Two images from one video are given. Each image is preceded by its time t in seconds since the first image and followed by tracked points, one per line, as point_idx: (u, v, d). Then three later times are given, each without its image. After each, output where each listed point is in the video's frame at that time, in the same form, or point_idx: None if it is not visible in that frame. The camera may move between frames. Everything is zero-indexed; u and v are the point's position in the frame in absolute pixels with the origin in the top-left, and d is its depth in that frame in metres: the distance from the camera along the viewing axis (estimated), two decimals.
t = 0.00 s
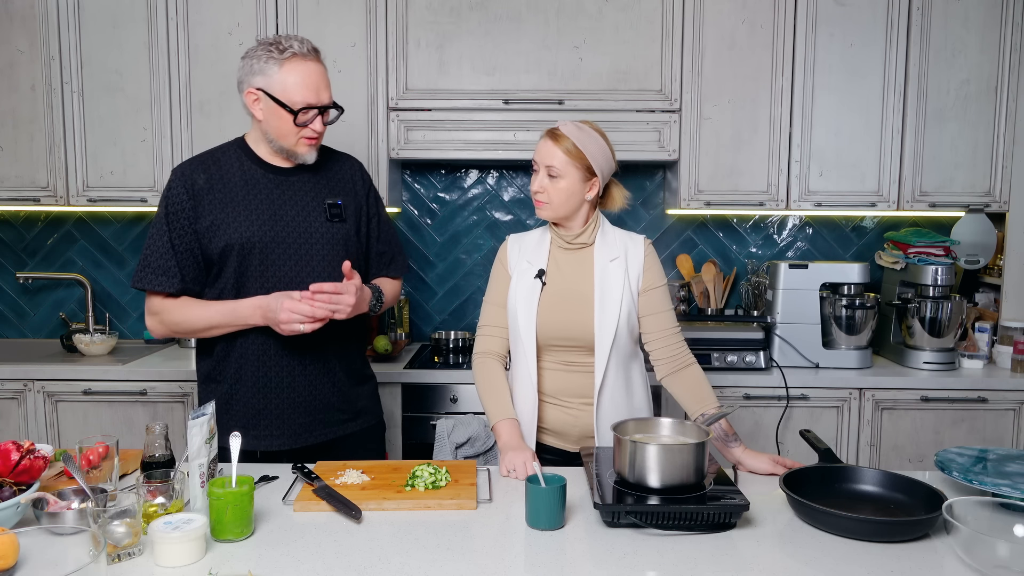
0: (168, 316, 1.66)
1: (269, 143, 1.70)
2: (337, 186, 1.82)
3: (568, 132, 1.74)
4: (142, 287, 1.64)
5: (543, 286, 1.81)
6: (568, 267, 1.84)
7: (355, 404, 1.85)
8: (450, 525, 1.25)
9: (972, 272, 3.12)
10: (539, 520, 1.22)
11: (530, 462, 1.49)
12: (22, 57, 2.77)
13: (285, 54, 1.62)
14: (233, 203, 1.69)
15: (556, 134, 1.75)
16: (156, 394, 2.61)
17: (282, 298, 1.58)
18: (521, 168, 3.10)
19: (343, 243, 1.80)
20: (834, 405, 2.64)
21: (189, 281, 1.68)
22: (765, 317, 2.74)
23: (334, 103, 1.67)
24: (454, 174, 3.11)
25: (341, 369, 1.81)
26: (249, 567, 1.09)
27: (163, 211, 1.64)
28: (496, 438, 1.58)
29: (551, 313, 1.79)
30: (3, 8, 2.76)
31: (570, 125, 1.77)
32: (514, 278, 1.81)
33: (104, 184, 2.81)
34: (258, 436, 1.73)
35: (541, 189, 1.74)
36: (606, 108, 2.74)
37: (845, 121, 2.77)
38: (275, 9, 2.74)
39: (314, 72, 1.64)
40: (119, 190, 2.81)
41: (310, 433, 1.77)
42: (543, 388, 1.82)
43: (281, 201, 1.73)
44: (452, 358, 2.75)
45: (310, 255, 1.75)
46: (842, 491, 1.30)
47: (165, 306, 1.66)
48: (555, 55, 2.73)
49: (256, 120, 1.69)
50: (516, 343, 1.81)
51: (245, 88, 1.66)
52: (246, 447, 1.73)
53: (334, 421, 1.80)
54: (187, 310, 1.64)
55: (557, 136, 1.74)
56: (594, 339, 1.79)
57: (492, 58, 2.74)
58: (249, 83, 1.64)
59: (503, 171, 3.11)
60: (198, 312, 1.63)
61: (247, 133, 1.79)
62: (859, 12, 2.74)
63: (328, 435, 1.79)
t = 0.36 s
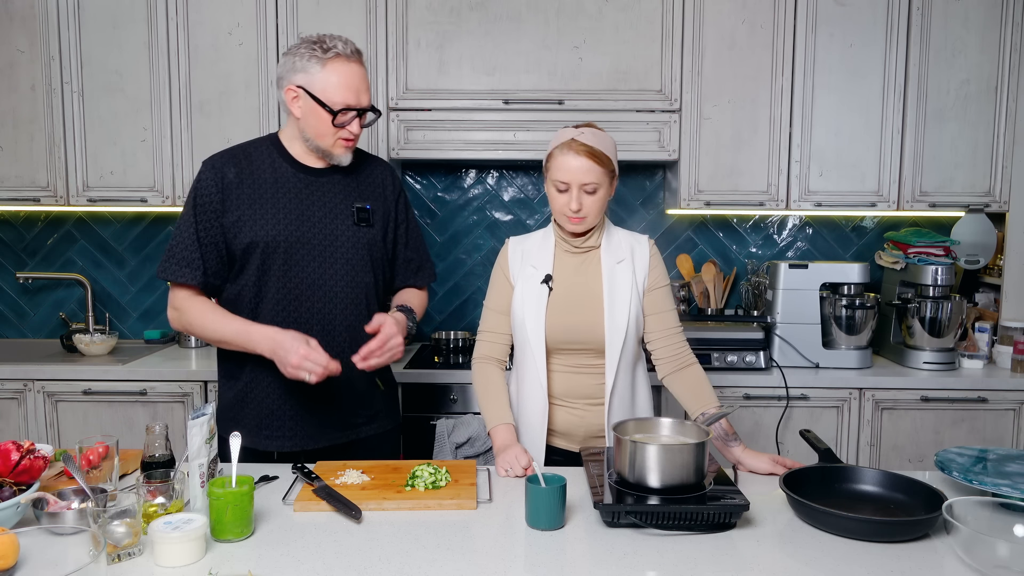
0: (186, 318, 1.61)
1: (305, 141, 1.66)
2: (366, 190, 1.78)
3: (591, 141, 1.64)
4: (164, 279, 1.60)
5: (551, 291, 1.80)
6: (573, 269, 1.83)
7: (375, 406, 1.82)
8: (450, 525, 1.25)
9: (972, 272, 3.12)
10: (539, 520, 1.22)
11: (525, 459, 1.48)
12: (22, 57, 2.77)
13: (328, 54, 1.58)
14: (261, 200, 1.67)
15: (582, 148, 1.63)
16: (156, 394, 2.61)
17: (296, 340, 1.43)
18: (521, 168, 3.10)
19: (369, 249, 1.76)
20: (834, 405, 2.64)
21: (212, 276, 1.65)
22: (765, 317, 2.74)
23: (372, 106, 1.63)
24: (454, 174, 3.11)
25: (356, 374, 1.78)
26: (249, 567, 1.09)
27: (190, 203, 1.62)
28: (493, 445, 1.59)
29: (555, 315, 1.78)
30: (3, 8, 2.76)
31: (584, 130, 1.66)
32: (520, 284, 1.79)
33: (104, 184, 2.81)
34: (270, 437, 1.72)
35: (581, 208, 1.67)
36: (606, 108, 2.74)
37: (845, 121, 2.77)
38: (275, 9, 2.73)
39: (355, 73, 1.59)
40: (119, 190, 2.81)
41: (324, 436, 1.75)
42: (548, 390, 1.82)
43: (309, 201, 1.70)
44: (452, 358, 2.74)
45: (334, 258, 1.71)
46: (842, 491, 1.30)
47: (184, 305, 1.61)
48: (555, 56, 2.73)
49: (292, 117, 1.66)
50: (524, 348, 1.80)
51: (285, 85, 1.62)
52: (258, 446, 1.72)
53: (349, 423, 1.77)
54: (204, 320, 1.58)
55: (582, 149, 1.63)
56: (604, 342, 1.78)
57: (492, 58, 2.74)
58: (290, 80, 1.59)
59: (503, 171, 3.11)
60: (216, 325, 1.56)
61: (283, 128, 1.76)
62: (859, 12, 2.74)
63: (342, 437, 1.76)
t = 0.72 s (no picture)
0: (205, 321, 1.60)
1: (326, 143, 1.64)
2: (386, 194, 1.77)
3: (608, 147, 1.63)
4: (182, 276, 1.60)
5: (557, 294, 1.79)
6: (578, 271, 1.82)
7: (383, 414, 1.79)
8: (450, 525, 1.25)
9: (972, 272, 3.12)
10: (539, 520, 1.22)
11: (529, 459, 1.49)
12: (22, 57, 2.77)
13: (353, 57, 1.55)
14: (280, 200, 1.67)
15: (599, 155, 1.62)
16: (156, 394, 2.61)
17: (318, 400, 1.41)
18: (521, 168, 3.10)
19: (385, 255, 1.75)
20: (834, 405, 2.64)
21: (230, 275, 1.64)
22: (765, 317, 2.74)
23: (396, 110, 1.60)
24: (454, 174, 3.11)
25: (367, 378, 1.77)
26: (249, 567, 1.09)
27: (212, 201, 1.61)
28: (493, 447, 1.59)
29: (558, 317, 1.78)
30: (4, 8, 2.76)
31: (597, 136, 1.64)
32: (525, 288, 1.79)
33: (104, 184, 2.81)
34: (278, 437, 1.72)
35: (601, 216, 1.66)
36: (606, 108, 2.74)
37: (845, 121, 2.77)
38: (275, 9, 2.73)
39: (380, 77, 1.57)
40: (119, 190, 2.82)
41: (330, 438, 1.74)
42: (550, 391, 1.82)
43: (328, 203, 1.70)
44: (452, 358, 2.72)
45: (350, 262, 1.71)
46: (842, 491, 1.30)
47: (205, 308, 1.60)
48: (555, 56, 2.73)
49: (315, 119, 1.63)
50: (529, 351, 1.79)
51: (308, 86, 1.59)
52: (266, 445, 1.73)
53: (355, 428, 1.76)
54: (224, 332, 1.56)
55: (599, 156, 1.61)
56: (611, 344, 1.78)
57: (492, 58, 2.74)
58: (314, 82, 1.57)
59: (503, 171, 3.11)
60: (233, 346, 1.54)
61: (305, 128, 1.75)
62: (859, 12, 2.74)
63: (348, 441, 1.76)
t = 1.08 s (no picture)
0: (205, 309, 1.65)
1: (338, 141, 1.64)
2: (392, 198, 1.75)
3: (611, 149, 1.63)
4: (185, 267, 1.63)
5: (557, 295, 1.79)
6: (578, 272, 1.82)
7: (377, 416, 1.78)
8: (450, 525, 1.25)
9: (972, 272, 3.12)
10: (539, 520, 1.22)
11: (530, 463, 1.49)
12: (22, 57, 2.77)
13: (368, 55, 1.55)
14: (284, 198, 1.67)
15: (601, 156, 1.61)
16: (156, 394, 2.61)
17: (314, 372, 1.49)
18: (521, 168, 3.10)
19: (387, 258, 1.73)
20: (834, 405, 2.64)
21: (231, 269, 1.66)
22: (765, 317, 2.74)
23: (408, 110, 1.60)
24: (454, 174, 3.11)
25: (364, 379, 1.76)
26: (249, 567, 1.09)
27: (218, 195, 1.64)
28: (493, 448, 1.59)
29: (559, 317, 1.78)
30: (3, 8, 2.76)
31: (599, 137, 1.64)
32: (525, 288, 1.79)
33: (104, 184, 2.81)
34: (275, 435, 1.72)
35: (602, 218, 1.66)
36: (606, 108, 2.74)
37: (845, 121, 2.77)
38: (275, 9, 2.73)
39: (394, 76, 1.57)
40: (119, 190, 2.82)
41: (325, 437, 1.74)
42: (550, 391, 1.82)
43: (331, 203, 1.69)
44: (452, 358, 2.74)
45: (349, 263, 1.70)
46: (842, 491, 1.30)
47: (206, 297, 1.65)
48: (555, 56, 2.73)
49: (328, 117, 1.63)
50: (529, 351, 1.79)
51: (321, 84, 1.59)
52: (261, 441, 1.73)
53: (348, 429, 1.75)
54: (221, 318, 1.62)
55: (601, 158, 1.61)
56: (611, 345, 1.78)
57: (492, 58, 2.74)
58: (328, 80, 1.57)
59: (503, 171, 3.11)
60: (230, 328, 1.61)
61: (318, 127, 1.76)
62: (859, 12, 2.74)
63: (341, 442, 1.75)
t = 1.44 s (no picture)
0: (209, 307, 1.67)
1: (331, 128, 1.64)
2: (393, 198, 1.74)
3: (588, 139, 1.69)
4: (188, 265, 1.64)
5: (554, 293, 1.80)
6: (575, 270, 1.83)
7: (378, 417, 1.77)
8: (450, 525, 1.25)
9: (972, 272, 3.12)
10: (539, 520, 1.22)
11: (530, 462, 1.49)
12: (22, 57, 2.77)
13: (355, 38, 1.57)
14: (285, 198, 1.68)
15: (575, 144, 1.68)
16: (156, 394, 2.61)
17: (304, 381, 1.47)
18: (521, 168, 3.10)
19: (387, 259, 1.73)
20: (834, 405, 2.64)
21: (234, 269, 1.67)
22: (765, 317, 2.74)
23: (397, 88, 1.59)
24: (454, 175, 3.11)
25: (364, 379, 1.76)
26: (249, 567, 1.09)
27: (221, 195, 1.65)
28: (493, 448, 1.59)
29: (558, 317, 1.78)
30: (3, 8, 2.76)
31: (582, 129, 1.71)
32: (523, 286, 1.79)
33: (104, 184, 2.81)
34: (276, 434, 1.73)
35: (567, 202, 1.71)
36: (606, 108, 2.74)
37: (845, 121, 2.77)
38: (275, 9, 2.73)
39: (382, 56, 1.57)
40: (119, 190, 2.82)
41: (325, 437, 1.74)
42: (551, 391, 1.82)
43: (331, 203, 1.69)
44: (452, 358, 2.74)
45: (348, 263, 1.69)
46: (842, 491, 1.30)
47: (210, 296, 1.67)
48: (555, 56, 2.73)
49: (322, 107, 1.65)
50: (527, 350, 1.79)
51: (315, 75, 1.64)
52: (263, 439, 1.74)
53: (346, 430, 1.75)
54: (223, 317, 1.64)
55: (576, 145, 1.68)
56: (608, 343, 1.78)
57: (492, 58, 2.74)
58: (318, 67, 1.61)
59: (503, 171, 3.11)
60: (230, 329, 1.62)
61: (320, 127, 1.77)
62: (859, 12, 2.74)
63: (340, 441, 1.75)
